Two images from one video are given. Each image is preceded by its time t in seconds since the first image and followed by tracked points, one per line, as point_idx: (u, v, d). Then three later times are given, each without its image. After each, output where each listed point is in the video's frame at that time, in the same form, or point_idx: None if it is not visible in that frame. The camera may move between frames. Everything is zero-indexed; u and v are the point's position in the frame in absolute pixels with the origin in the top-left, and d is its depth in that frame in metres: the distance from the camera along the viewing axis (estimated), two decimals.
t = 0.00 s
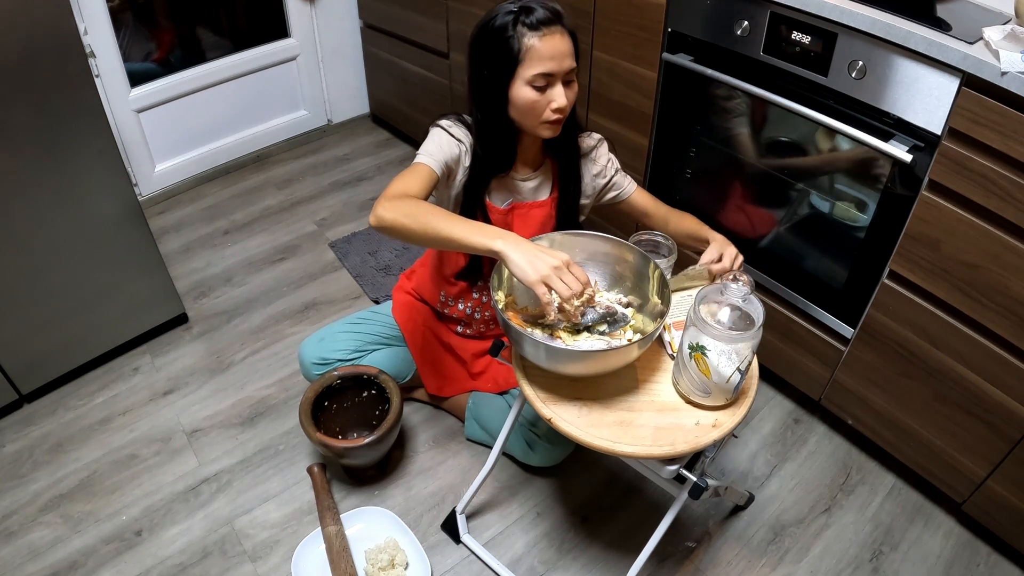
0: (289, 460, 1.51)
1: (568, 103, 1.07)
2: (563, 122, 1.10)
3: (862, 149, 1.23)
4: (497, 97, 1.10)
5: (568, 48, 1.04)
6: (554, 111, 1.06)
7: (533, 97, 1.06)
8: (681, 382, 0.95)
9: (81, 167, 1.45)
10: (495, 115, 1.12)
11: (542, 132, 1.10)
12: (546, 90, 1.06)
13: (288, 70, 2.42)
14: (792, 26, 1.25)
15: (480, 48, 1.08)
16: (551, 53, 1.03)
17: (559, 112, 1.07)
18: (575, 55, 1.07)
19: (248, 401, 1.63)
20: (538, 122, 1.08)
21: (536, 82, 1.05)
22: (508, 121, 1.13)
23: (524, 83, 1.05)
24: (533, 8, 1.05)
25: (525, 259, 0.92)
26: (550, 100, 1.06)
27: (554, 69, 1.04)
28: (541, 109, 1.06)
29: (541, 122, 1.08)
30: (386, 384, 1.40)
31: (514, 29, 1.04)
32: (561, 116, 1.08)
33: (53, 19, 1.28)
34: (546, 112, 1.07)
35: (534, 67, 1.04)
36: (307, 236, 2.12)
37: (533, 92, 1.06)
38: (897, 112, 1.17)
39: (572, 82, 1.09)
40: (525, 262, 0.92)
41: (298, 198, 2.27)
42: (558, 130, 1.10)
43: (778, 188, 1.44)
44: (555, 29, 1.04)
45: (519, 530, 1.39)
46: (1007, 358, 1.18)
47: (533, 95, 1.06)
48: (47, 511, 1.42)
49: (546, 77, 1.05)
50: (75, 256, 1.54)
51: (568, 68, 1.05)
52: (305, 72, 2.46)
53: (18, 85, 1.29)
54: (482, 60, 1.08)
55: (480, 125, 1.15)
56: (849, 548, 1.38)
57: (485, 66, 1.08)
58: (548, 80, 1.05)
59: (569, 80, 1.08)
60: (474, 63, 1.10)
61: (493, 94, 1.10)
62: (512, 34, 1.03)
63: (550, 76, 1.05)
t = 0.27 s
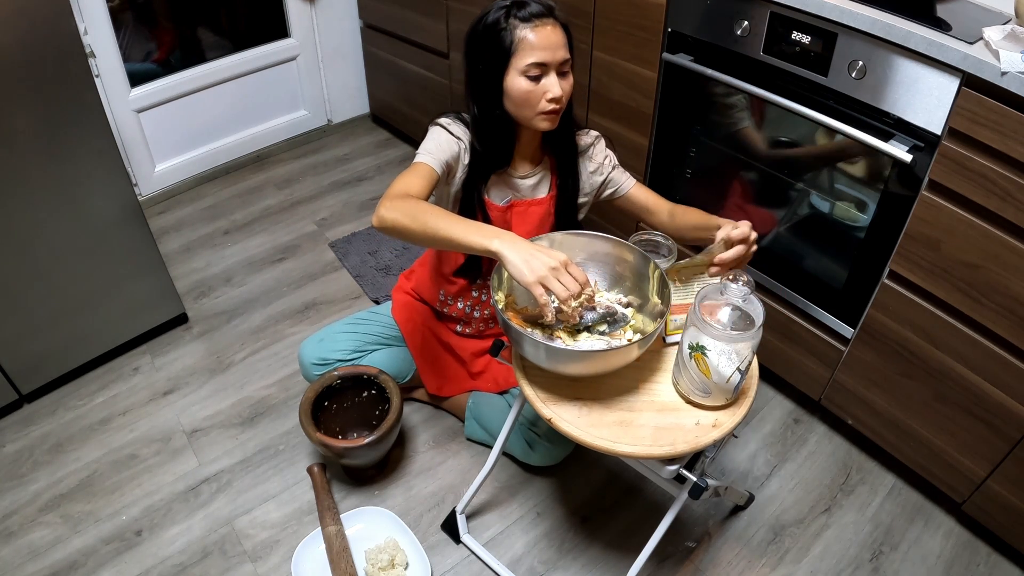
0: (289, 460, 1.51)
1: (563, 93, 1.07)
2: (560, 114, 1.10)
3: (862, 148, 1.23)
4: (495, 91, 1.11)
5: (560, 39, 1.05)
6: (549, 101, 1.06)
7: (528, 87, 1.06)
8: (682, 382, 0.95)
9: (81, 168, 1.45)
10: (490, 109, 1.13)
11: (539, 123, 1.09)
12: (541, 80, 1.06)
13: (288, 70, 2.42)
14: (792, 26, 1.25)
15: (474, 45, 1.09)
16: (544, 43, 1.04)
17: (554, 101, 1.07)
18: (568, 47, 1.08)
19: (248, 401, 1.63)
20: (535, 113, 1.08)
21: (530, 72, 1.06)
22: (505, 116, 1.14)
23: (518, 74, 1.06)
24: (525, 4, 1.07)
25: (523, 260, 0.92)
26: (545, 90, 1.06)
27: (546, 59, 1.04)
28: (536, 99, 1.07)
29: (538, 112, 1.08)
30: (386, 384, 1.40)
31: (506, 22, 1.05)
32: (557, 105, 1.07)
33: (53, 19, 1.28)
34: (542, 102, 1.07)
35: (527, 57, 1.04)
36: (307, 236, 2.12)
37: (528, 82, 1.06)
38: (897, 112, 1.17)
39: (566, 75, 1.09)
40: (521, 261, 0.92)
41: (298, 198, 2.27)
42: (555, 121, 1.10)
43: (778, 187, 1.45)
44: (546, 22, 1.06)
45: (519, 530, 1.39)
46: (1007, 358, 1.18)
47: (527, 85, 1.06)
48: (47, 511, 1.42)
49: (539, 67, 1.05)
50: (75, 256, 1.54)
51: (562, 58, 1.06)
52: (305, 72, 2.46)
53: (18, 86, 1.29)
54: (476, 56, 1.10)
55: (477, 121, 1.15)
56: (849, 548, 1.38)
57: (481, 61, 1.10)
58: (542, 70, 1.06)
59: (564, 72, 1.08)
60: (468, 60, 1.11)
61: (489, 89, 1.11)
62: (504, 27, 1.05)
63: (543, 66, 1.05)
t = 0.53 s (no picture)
0: (289, 460, 1.51)
1: (562, 92, 1.06)
2: (560, 113, 1.09)
3: (862, 148, 1.23)
4: (496, 91, 1.11)
5: (560, 38, 1.05)
6: (548, 99, 1.06)
7: (527, 86, 1.06)
8: (682, 382, 0.95)
9: (81, 168, 1.45)
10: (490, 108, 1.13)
11: (540, 123, 1.09)
12: (540, 79, 1.06)
13: (288, 70, 2.42)
14: (792, 26, 1.25)
15: (473, 46, 1.10)
16: (542, 41, 1.04)
17: (554, 100, 1.06)
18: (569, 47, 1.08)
19: (248, 401, 1.63)
20: (534, 112, 1.08)
21: (530, 71, 1.06)
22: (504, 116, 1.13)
23: (517, 73, 1.06)
24: (525, 5, 1.08)
25: (530, 266, 0.91)
26: (544, 89, 1.06)
27: (546, 57, 1.04)
28: (536, 98, 1.06)
29: (538, 111, 1.08)
30: (386, 384, 1.40)
31: (506, 21, 1.06)
32: (557, 104, 1.07)
33: (53, 20, 1.28)
34: (542, 101, 1.07)
35: (526, 56, 1.05)
36: (307, 236, 2.12)
37: (527, 81, 1.06)
38: (897, 112, 1.17)
39: (567, 75, 1.09)
40: (528, 268, 0.91)
41: (298, 198, 2.27)
42: (555, 121, 1.09)
43: (778, 187, 1.45)
44: (546, 21, 1.06)
45: (519, 530, 1.39)
46: (1007, 358, 1.18)
47: (527, 84, 1.06)
48: (47, 511, 1.42)
49: (539, 65, 1.05)
50: (75, 256, 1.54)
51: (561, 57, 1.06)
52: (305, 71, 2.46)
53: (18, 86, 1.29)
54: (476, 57, 1.10)
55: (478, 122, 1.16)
56: (849, 548, 1.38)
57: (481, 62, 1.10)
58: (541, 69, 1.06)
59: (564, 71, 1.08)
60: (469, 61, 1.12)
61: (489, 88, 1.11)
62: (503, 27, 1.06)
63: (543, 64, 1.05)
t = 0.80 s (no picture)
0: (289, 460, 1.51)
1: (565, 97, 1.05)
2: (564, 119, 1.08)
3: (862, 148, 1.23)
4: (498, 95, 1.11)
5: (564, 43, 1.05)
6: (551, 105, 1.05)
7: (530, 91, 1.06)
8: (681, 382, 0.95)
9: (81, 168, 1.45)
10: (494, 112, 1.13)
11: (543, 129, 1.08)
12: (543, 84, 1.06)
13: (288, 70, 2.42)
14: (792, 26, 1.25)
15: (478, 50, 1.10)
16: (544, 46, 1.03)
17: (557, 106, 1.05)
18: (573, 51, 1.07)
19: (248, 401, 1.63)
20: (537, 117, 1.07)
21: (533, 76, 1.05)
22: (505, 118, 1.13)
23: (521, 78, 1.06)
24: (530, 9, 1.08)
25: (536, 275, 0.91)
26: (547, 95, 1.05)
27: (548, 62, 1.04)
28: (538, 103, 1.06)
29: (540, 116, 1.07)
30: (387, 384, 1.40)
31: (510, 25, 1.06)
32: (560, 110, 1.06)
33: (53, 20, 1.28)
34: (544, 106, 1.06)
35: (529, 60, 1.04)
36: (307, 236, 2.12)
37: (530, 86, 1.05)
38: (897, 112, 1.17)
39: (570, 80, 1.08)
40: (534, 275, 0.91)
41: (298, 198, 2.27)
42: (558, 127, 1.08)
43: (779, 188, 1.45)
44: (550, 26, 1.05)
45: (519, 530, 1.39)
46: (1007, 357, 1.18)
47: (529, 89, 1.05)
48: (47, 511, 1.42)
49: (541, 71, 1.05)
50: (75, 256, 1.54)
51: (565, 62, 1.05)
52: (305, 71, 2.46)
53: (18, 86, 1.29)
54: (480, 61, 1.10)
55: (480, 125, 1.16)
56: (849, 548, 1.38)
57: (484, 67, 1.10)
58: (545, 74, 1.05)
59: (567, 77, 1.07)
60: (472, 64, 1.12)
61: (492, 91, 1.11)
62: (508, 31, 1.06)
63: (546, 69, 1.04)
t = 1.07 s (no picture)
0: (289, 460, 1.51)
1: (492, 94, 1.07)
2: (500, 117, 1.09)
3: (862, 148, 1.23)
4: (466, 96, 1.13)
5: (491, 42, 1.07)
6: (479, 102, 1.07)
7: (462, 92, 1.07)
8: (686, 379, 0.95)
9: (81, 168, 1.45)
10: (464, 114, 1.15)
11: (479, 129, 1.10)
12: (469, 83, 1.08)
13: (288, 70, 2.42)
14: (792, 26, 1.24)
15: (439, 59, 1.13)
16: (473, 45, 1.06)
17: (487, 103, 1.07)
18: (505, 49, 1.09)
19: (248, 401, 1.63)
20: (470, 117, 1.08)
21: (459, 76, 1.08)
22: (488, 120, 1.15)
23: (449, 79, 1.08)
24: (466, 16, 1.11)
25: (515, 257, 0.93)
26: (475, 93, 1.07)
27: (472, 60, 1.06)
28: (468, 103, 1.07)
29: (474, 116, 1.08)
30: (388, 385, 1.41)
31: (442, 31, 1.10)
32: (492, 106, 1.07)
33: (53, 20, 1.28)
34: (473, 105, 1.07)
35: (453, 61, 1.07)
36: (307, 236, 2.12)
37: (461, 86, 1.08)
38: (897, 112, 1.17)
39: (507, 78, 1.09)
40: (513, 259, 0.93)
41: (298, 198, 2.27)
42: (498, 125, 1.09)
43: (780, 188, 1.44)
44: (479, 25, 1.08)
45: (519, 530, 1.39)
46: (1007, 357, 1.18)
47: (461, 89, 1.08)
48: (47, 511, 1.42)
49: (465, 70, 1.07)
50: (74, 256, 1.54)
51: (489, 59, 1.06)
52: (305, 71, 2.45)
53: (18, 86, 1.29)
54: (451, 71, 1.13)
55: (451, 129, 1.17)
56: (848, 548, 1.38)
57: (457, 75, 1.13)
58: (469, 73, 1.07)
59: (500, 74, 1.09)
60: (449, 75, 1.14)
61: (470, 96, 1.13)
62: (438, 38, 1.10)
63: (469, 67, 1.06)
